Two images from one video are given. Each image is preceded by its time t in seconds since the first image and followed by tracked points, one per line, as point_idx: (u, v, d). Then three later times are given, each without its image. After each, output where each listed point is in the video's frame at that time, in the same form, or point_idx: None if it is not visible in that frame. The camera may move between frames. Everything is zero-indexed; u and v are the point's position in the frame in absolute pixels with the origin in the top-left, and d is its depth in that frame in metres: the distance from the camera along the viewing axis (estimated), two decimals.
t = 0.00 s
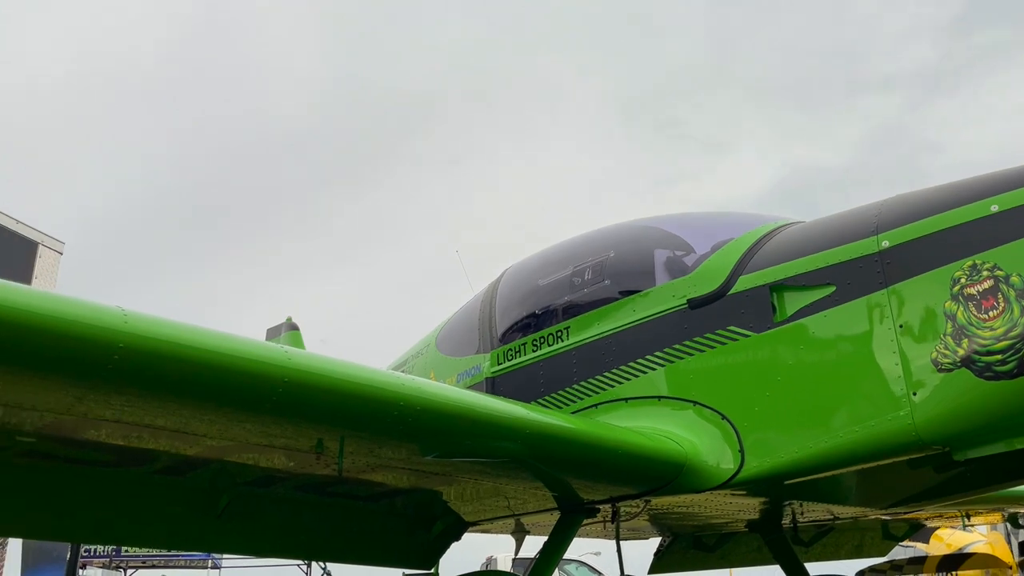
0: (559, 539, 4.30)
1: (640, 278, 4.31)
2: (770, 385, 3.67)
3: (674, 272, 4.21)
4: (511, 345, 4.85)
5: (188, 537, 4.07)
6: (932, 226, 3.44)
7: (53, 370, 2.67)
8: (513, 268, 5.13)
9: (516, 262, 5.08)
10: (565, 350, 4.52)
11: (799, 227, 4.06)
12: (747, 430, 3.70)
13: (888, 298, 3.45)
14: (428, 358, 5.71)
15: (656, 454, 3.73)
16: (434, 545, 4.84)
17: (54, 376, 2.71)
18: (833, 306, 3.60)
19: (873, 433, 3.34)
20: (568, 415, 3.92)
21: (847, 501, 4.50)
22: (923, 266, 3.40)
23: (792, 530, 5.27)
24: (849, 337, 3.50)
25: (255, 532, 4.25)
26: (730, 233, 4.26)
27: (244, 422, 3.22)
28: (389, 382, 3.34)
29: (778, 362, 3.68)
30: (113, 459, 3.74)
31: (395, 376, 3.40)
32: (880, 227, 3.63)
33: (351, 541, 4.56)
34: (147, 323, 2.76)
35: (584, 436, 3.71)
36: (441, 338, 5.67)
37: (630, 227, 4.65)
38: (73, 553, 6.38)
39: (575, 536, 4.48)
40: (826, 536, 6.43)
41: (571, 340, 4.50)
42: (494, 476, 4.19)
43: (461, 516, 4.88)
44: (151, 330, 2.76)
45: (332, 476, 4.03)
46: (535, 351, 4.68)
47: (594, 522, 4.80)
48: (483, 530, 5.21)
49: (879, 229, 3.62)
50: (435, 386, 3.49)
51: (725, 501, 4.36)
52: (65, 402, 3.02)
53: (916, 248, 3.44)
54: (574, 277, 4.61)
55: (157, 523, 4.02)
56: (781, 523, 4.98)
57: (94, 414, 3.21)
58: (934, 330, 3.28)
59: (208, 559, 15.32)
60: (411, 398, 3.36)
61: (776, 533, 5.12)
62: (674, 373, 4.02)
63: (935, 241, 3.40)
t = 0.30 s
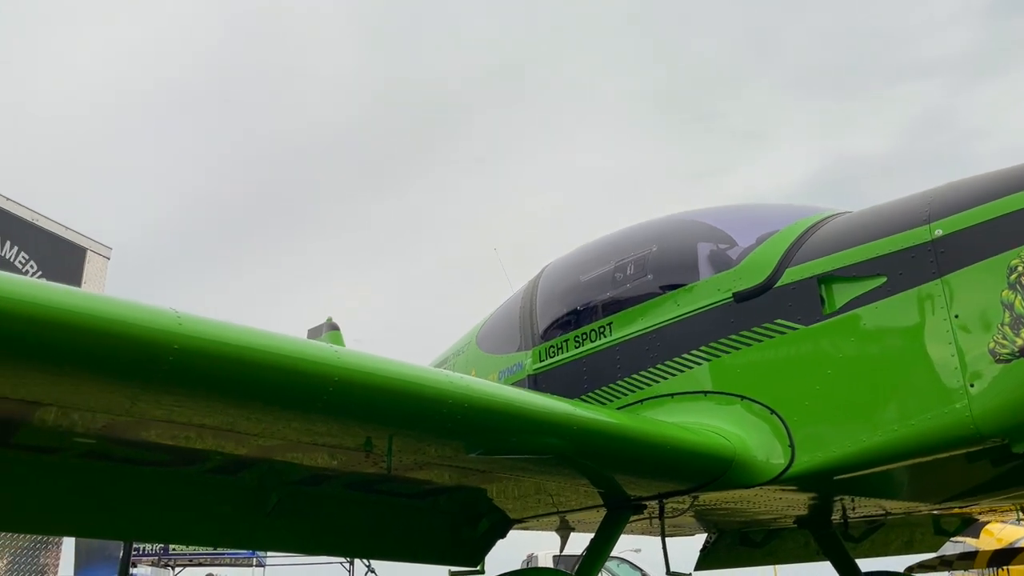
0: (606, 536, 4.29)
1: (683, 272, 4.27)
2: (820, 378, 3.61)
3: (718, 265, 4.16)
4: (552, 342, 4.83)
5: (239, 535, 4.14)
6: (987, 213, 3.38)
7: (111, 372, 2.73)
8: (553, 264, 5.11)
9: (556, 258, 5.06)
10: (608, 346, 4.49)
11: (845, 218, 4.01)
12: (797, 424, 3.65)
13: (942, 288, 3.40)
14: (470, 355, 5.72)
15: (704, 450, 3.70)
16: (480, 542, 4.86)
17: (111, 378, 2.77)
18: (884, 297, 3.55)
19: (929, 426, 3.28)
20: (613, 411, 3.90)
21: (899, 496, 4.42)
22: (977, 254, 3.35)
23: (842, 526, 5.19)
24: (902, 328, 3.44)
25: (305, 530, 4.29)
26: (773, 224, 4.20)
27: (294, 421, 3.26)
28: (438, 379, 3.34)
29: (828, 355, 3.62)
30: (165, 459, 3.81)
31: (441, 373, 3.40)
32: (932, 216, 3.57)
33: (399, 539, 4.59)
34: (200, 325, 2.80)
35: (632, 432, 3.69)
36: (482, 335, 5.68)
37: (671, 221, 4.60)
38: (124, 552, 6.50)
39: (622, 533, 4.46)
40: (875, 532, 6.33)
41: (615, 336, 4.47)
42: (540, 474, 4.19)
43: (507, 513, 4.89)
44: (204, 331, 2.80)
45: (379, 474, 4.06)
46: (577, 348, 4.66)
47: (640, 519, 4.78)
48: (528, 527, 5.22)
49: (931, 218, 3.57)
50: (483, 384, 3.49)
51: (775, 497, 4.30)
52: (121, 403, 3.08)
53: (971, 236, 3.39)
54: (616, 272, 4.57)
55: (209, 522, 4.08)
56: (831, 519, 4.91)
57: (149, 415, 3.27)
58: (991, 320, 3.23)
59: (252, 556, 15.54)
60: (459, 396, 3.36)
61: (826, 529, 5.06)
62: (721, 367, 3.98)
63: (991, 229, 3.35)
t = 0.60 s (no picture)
0: (652, 533, 4.27)
1: (726, 266, 4.23)
2: (870, 371, 3.55)
3: (762, 258, 4.11)
4: (593, 338, 4.80)
5: (287, 533, 4.20)
6: None
7: (164, 373, 2.76)
8: (592, 260, 5.08)
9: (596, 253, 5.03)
10: (650, 342, 4.45)
11: (891, 208, 3.94)
12: (847, 418, 3.59)
13: (996, 277, 3.34)
14: (509, 353, 5.72)
15: (752, 445, 3.65)
16: (525, 540, 4.88)
17: (164, 379, 2.80)
18: (936, 288, 3.49)
19: (984, 418, 3.20)
20: (658, 406, 3.87)
21: (951, 491, 4.34)
22: None
23: (893, 521, 5.10)
24: (955, 320, 3.38)
25: (351, 528, 4.34)
26: (818, 215, 4.14)
27: (342, 420, 3.28)
28: (485, 377, 3.34)
29: (878, 347, 3.56)
30: (215, 458, 3.87)
31: (486, 370, 3.40)
32: (984, 204, 3.51)
33: (444, 536, 4.62)
34: (250, 326, 2.83)
35: (679, 428, 3.66)
36: (521, 332, 5.67)
37: (712, 215, 4.56)
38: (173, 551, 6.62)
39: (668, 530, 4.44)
40: (924, 527, 6.21)
41: (657, 331, 4.43)
42: (585, 470, 4.18)
43: (551, 510, 4.89)
44: (255, 332, 2.82)
45: (424, 472, 4.09)
46: (618, 344, 4.62)
47: (685, 515, 4.74)
48: (571, 524, 5.22)
49: (983, 206, 3.50)
50: (529, 381, 3.48)
51: (823, 492, 4.25)
52: (175, 404, 3.13)
53: None
54: (658, 267, 4.54)
55: (258, 520, 4.14)
56: (880, 514, 4.83)
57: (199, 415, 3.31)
58: None
59: (295, 554, 15.74)
60: (505, 392, 3.35)
61: (876, 525, 4.98)
62: (767, 361, 3.93)
63: None
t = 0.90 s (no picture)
0: (703, 528, 4.24)
1: (774, 258, 4.17)
2: (928, 362, 3.47)
3: (811, 249, 4.06)
4: (638, 333, 4.77)
5: (338, 530, 4.24)
6: None
7: (222, 373, 2.80)
8: (635, 255, 5.05)
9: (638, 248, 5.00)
10: (697, 336, 4.41)
11: (944, 196, 3.87)
12: (903, 411, 3.52)
13: None
14: (552, 349, 5.70)
15: (805, 438, 3.60)
16: (573, 536, 4.87)
17: (222, 380, 2.84)
18: (995, 276, 3.42)
19: None
20: (708, 401, 3.83)
21: (1010, 484, 4.24)
22: None
23: (948, 515, 5.00)
24: (1016, 308, 3.30)
25: (401, 525, 4.36)
26: (867, 205, 4.08)
27: (395, 418, 3.29)
28: (536, 373, 3.34)
29: (935, 338, 3.48)
30: (268, 456, 3.92)
31: (536, 366, 3.39)
32: None
33: (492, 533, 4.63)
34: (305, 325, 2.85)
35: (731, 422, 3.62)
36: (563, 329, 5.65)
37: (757, 206, 4.51)
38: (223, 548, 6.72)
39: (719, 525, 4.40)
40: (979, 522, 6.08)
41: (704, 325, 4.39)
42: (635, 466, 4.16)
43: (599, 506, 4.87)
44: (310, 331, 2.84)
45: (473, 468, 4.11)
46: (664, 339, 4.59)
47: (736, 510, 4.70)
48: (619, 520, 5.20)
49: None
50: (579, 377, 3.46)
51: (878, 486, 4.17)
52: (229, 405, 3.15)
53: None
54: (703, 260, 4.50)
55: (311, 517, 4.18)
56: (936, 508, 4.74)
57: (256, 415, 3.35)
58: None
59: (338, 551, 15.91)
60: (557, 388, 3.34)
61: (931, 519, 4.88)
62: (818, 353, 3.87)
63: None
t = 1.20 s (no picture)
0: (752, 524, 4.20)
1: (820, 249, 4.12)
2: (982, 352, 3.40)
3: (858, 239, 4.00)
4: (680, 328, 4.73)
5: (386, 526, 4.27)
6: None
7: (274, 373, 2.84)
8: (676, 249, 5.02)
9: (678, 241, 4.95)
10: (742, 329, 4.37)
11: (996, 182, 3.79)
12: (957, 402, 3.45)
13: None
14: (593, 345, 5.69)
15: (856, 431, 3.55)
16: (618, 532, 4.86)
17: (274, 379, 2.88)
18: None
19: None
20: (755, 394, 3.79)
21: None
22: None
23: (1003, 509, 4.88)
24: None
25: (448, 521, 4.39)
26: (915, 193, 4.01)
27: (443, 415, 3.30)
28: (582, 368, 3.32)
29: (990, 328, 3.41)
30: (316, 454, 3.97)
31: (583, 362, 3.38)
32: None
33: (538, 529, 4.64)
34: (354, 324, 2.87)
35: (780, 416, 3.58)
36: (603, 324, 5.64)
37: (801, 197, 4.45)
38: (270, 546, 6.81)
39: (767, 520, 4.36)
40: None
41: (749, 319, 4.34)
42: (681, 461, 4.13)
43: (644, 502, 4.85)
44: (359, 330, 2.87)
45: (518, 465, 4.12)
46: (707, 333, 4.55)
47: (783, 505, 4.65)
48: (663, 516, 5.17)
49: None
50: (625, 372, 3.44)
51: (930, 480, 4.10)
52: (279, 404, 3.18)
53: None
54: (746, 253, 4.45)
55: (359, 515, 4.23)
56: (990, 502, 4.64)
57: (305, 414, 3.39)
58: None
59: (379, 549, 16.05)
60: (604, 384, 3.33)
61: (985, 513, 4.78)
62: (868, 345, 3.81)
63: None
